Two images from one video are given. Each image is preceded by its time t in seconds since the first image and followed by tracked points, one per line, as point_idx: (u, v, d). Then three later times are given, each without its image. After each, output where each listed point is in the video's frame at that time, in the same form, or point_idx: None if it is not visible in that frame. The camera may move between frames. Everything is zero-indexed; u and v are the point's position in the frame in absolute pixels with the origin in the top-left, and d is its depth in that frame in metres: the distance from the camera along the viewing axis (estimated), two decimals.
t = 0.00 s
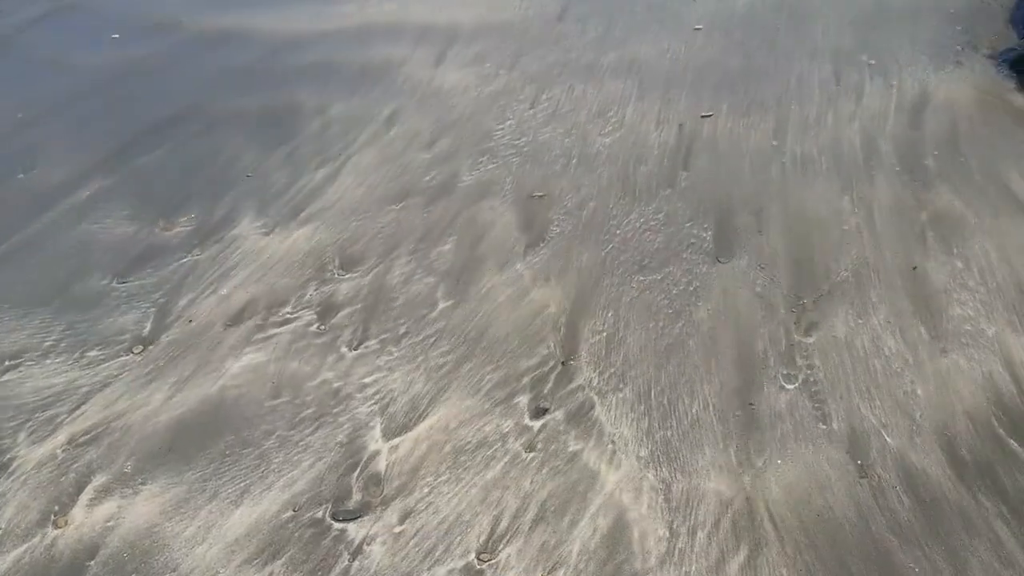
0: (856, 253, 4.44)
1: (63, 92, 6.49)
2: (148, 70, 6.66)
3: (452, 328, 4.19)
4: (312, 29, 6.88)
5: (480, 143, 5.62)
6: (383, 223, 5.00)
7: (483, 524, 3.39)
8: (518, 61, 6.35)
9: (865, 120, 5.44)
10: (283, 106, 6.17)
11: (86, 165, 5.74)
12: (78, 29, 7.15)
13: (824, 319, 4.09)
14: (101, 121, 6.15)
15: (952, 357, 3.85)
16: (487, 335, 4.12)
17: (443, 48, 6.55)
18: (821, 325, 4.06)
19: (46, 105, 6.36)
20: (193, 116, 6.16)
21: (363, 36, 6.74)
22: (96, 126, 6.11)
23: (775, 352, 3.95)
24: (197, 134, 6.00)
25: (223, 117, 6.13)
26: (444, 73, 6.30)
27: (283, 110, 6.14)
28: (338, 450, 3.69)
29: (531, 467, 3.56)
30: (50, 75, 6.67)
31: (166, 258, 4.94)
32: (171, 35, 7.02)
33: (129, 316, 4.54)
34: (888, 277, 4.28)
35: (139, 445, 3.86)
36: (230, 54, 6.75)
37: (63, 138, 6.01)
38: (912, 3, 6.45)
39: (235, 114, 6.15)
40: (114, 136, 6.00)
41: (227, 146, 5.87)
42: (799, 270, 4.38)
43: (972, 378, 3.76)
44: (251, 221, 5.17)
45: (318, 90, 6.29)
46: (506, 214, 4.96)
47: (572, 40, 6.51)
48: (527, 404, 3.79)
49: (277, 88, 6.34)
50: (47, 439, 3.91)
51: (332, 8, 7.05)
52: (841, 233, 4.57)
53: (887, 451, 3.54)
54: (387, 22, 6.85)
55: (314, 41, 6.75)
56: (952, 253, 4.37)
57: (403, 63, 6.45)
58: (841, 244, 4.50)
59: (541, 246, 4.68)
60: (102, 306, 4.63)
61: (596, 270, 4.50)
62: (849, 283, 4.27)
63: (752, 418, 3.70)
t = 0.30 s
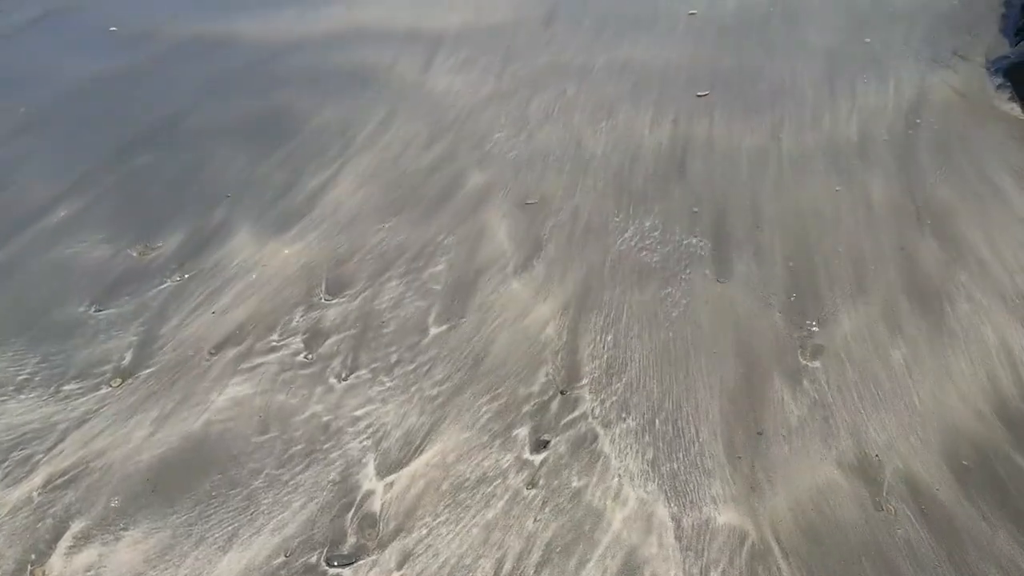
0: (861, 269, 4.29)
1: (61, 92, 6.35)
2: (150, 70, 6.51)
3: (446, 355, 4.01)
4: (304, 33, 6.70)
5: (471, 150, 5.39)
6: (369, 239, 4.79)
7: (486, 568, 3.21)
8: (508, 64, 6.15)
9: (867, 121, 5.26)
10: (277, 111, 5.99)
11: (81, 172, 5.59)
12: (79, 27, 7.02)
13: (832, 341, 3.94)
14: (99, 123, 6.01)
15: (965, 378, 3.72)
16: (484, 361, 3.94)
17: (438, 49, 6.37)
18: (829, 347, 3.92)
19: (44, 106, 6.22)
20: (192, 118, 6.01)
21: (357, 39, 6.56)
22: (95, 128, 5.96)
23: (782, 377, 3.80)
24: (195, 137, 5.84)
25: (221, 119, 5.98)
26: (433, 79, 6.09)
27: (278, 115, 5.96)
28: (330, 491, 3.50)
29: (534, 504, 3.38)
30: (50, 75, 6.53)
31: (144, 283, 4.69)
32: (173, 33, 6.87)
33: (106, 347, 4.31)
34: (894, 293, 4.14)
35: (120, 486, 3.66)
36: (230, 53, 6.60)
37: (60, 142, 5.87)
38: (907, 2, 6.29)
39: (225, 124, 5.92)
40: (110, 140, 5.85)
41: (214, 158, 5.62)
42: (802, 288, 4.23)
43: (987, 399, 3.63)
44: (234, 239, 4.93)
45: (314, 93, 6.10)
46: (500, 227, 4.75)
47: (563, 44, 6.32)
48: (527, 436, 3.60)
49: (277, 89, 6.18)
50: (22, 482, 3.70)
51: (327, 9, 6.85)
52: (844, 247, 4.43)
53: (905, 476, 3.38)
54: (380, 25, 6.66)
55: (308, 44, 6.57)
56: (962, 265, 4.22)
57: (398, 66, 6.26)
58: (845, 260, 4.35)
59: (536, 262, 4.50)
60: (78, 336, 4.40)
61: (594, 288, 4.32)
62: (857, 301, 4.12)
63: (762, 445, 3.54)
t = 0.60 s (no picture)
0: (863, 281, 4.13)
1: (60, 93, 6.32)
2: (151, 68, 6.49)
3: (437, 387, 3.85)
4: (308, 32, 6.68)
5: (456, 166, 5.21)
6: (353, 259, 4.60)
7: None
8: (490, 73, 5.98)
9: (862, 124, 5.11)
10: (265, 120, 5.86)
11: (75, 174, 5.51)
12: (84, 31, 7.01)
13: (836, 360, 3.79)
14: (96, 125, 5.96)
15: (976, 394, 3.57)
16: (475, 395, 3.79)
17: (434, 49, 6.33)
18: (834, 367, 3.76)
19: (41, 107, 6.18)
20: (189, 119, 5.95)
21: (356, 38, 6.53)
22: (91, 130, 5.91)
23: (785, 400, 3.65)
24: (187, 140, 5.74)
25: (217, 120, 5.90)
26: (414, 89, 5.92)
27: (269, 122, 5.84)
28: (318, 537, 3.33)
29: (534, 547, 3.22)
30: (52, 77, 6.49)
31: (116, 316, 4.43)
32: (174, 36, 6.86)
33: (78, 384, 4.06)
34: (897, 306, 3.99)
35: (95, 535, 3.45)
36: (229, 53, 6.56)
37: (55, 143, 5.80)
38: (893, 7, 6.18)
39: (206, 144, 5.69)
40: (106, 141, 5.78)
41: (194, 181, 5.37)
42: (803, 301, 4.07)
43: (1001, 416, 3.47)
44: (213, 265, 4.69)
45: (302, 104, 5.96)
46: (491, 249, 4.57)
47: (545, 52, 6.16)
48: (524, 475, 3.45)
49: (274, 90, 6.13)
50: None
51: (323, 15, 6.79)
52: (844, 256, 4.27)
53: (921, 503, 3.23)
54: (382, 23, 6.65)
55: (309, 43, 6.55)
56: (965, 273, 4.07)
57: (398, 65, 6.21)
58: (846, 271, 4.19)
59: (525, 282, 4.34)
60: (49, 372, 4.15)
61: (590, 308, 4.15)
62: (859, 313, 3.97)
63: (768, 476, 3.40)
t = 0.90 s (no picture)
0: (851, 295, 4.08)
1: (50, 101, 6.30)
2: (141, 80, 6.47)
3: (423, 413, 3.78)
4: (309, 40, 6.78)
5: (438, 183, 5.13)
6: (336, 280, 4.51)
7: None
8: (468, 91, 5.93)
9: (847, 134, 5.08)
10: (248, 136, 5.79)
11: (58, 184, 5.44)
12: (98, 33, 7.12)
13: (826, 379, 3.74)
14: (83, 135, 5.91)
15: (969, 410, 3.52)
16: (463, 421, 3.72)
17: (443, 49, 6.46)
18: (824, 386, 3.71)
19: (29, 115, 6.15)
20: (173, 131, 5.89)
21: (365, 40, 6.68)
22: (78, 140, 5.86)
23: (776, 421, 3.60)
24: (171, 152, 5.67)
25: (204, 132, 5.85)
26: (396, 109, 5.88)
27: (253, 136, 5.78)
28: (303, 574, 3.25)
29: None
30: (61, 76, 6.57)
31: (91, 341, 4.28)
32: (175, 41, 6.93)
33: (53, 414, 3.93)
34: (887, 320, 3.94)
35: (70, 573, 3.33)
36: (218, 66, 6.53)
37: (41, 152, 5.75)
38: (871, 19, 6.17)
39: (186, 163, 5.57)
40: (91, 151, 5.73)
41: (173, 200, 5.24)
42: (791, 317, 4.02)
43: (994, 432, 3.43)
44: (192, 288, 4.56)
45: (285, 120, 5.90)
46: (476, 268, 4.49)
47: (524, 67, 6.12)
48: (513, 503, 3.38)
49: (261, 104, 6.10)
50: None
51: (322, 32, 6.85)
52: (831, 271, 4.22)
53: (918, 524, 3.18)
54: (389, 26, 6.83)
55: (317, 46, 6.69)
56: (953, 286, 4.04)
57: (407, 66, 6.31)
58: (833, 286, 4.14)
59: (509, 302, 4.26)
60: (22, 402, 3.99)
61: (578, 327, 4.09)
62: (849, 329, 3.93)
63: (762, 500, 3.34)
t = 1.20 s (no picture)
0: (830, 308, 4.08)
1: (36, 109, 6.28)
2: (126, 88, 6.45)
3: (402, 431, 3.74)
4: (296, 44, 6.79)
5: (416, 196, 5.09)
6: (314, 296, 4.46)
7: None
8: (447, 102, 5.91)
9: (825, 145, 5.09)
10: (227, 147, 5.74)
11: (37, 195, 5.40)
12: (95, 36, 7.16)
13: (806, 394, 3.73)
14: (66, 144, 5.88)
15: (949, 422, 3.51)
16: (443, 439, 3.68)
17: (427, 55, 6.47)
18: (804, 401, 3.70)
19: (15, 123, 6.13)
20: (154, 141, 5.84)
21: (354, 45, 6.70)
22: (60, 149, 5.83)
23: (756, 436, 3.58)
24: (150, 164, 5.62)
25: (185, 142, 5.80)
26: (377, 119, 5.83)
27: (233, 147, 5.73)
28: None
29: None
30: (58, 78, 6.61)
31: (65, 361, 4.21)
32: (170, 42, 6.96)
33: (25, 437, 3.86)
34: (867, 333, 3.94)
35: None
36: (202, 75, 6.50)
37: (25, 161, 5.72)
38: (848, 31, 6.20)
39: (164, 175, 5.50)
40: (75, 161, 5.70)
41: (150, 214, 5.18)
42: (770, 331, 4.01)
43: (974, 444, 3.43)
44: (168, 305, 4.49)
45: (265, 131, 5.86)
46: (456, 283, 4.46)
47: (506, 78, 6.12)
48: (495, 523, 3.35)
49: (243, 112, 6.06)
50: None
51: (310, 37, 6.86)
52: (810, 284, 4.22)
53: (901, 538, 3.17)
54: (376, 32, 6.85)
55: (304, 52, 6.70)
56: (931, 297, 4.04)
57: (391, 74, 6.30)
58: (812, 298, 4.14)
59: (489, 317, 4.23)
60: None
61: (558, 343, 4.06)
62: (828, 342, 3.93)
63: (744, 516, 3.32)
